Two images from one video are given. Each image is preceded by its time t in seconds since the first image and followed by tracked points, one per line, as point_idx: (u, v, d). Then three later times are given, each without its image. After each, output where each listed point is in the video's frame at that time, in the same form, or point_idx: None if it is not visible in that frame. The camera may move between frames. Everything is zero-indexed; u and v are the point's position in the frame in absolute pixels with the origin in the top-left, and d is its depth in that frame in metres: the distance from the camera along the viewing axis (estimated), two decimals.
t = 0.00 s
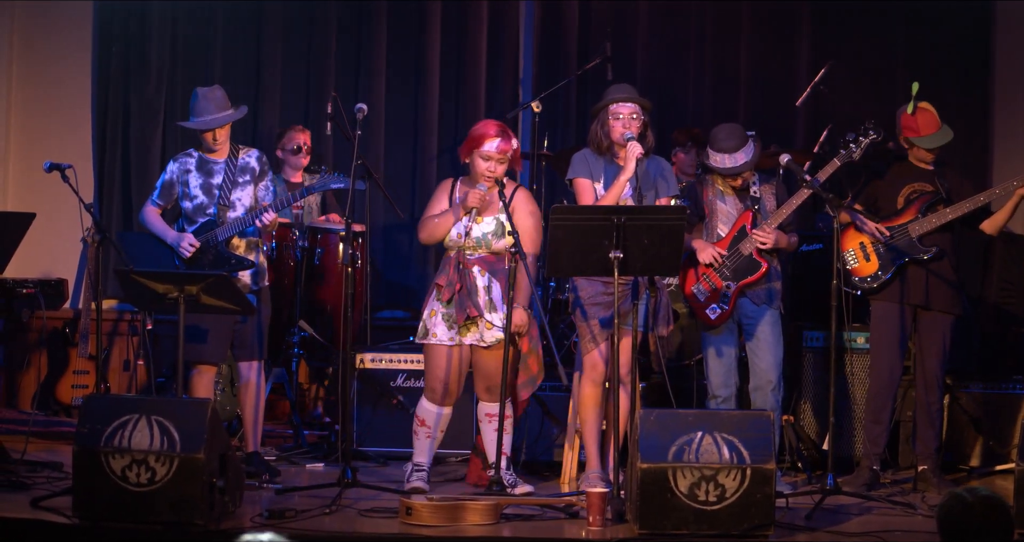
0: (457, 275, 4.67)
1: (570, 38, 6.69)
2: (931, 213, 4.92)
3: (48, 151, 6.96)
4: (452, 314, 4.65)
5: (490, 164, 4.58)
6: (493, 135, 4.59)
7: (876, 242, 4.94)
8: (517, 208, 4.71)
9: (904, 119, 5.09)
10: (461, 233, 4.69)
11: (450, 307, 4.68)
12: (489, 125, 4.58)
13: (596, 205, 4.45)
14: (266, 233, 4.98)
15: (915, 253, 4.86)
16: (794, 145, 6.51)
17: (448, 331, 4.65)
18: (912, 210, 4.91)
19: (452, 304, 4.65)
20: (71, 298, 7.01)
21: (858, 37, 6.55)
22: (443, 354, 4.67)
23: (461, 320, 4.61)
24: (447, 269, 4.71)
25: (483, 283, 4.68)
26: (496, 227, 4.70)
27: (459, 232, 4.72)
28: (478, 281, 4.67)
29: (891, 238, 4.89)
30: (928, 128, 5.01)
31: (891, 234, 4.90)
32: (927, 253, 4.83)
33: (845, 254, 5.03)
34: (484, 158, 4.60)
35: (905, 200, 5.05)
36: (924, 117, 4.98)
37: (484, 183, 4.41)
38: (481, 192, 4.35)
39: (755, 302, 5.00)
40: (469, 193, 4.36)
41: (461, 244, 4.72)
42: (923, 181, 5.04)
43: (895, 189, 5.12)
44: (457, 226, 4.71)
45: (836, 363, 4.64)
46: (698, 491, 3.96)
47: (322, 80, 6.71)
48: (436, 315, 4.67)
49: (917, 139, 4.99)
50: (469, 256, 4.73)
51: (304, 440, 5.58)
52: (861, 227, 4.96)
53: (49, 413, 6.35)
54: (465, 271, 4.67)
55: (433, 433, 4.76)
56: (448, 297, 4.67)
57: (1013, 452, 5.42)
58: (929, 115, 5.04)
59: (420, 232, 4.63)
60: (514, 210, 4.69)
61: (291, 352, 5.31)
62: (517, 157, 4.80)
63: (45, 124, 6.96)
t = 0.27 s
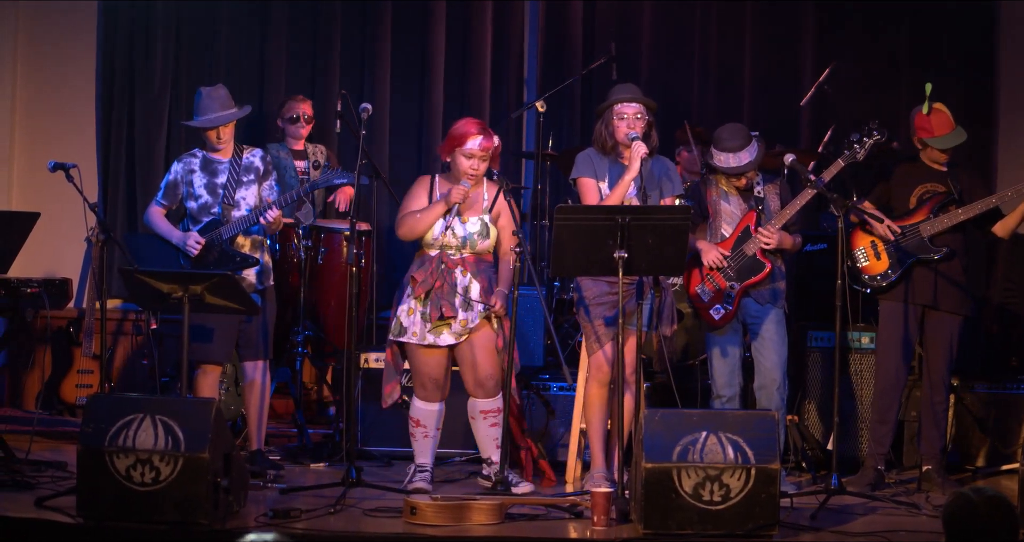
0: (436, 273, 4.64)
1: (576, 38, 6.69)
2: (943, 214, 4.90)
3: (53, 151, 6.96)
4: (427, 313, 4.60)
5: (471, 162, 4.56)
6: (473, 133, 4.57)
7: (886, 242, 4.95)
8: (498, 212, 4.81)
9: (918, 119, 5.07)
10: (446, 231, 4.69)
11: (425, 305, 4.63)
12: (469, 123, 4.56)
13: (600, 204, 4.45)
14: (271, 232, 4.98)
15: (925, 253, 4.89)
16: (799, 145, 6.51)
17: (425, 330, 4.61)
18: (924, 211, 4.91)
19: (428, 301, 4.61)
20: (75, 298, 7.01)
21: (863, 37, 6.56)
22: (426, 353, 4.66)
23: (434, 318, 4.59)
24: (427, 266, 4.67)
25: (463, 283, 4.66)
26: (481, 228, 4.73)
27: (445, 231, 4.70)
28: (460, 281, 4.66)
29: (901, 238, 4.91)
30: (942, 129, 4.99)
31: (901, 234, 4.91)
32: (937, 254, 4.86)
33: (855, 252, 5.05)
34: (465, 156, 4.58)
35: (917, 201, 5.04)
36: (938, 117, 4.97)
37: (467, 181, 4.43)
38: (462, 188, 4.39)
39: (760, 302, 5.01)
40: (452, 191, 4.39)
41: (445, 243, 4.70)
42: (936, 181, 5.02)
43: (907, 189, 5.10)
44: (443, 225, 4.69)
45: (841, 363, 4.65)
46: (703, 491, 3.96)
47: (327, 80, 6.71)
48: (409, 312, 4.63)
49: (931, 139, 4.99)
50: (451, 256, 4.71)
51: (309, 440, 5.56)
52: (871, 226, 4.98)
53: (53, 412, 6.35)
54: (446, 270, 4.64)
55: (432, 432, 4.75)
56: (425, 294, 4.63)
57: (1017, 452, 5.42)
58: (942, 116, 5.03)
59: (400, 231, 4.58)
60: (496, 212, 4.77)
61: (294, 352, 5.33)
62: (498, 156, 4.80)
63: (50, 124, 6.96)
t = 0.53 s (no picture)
0: (457, 279, 4.58)
1: (582, 37, 6.68)
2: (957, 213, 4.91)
3: (59, 151, 6.95)
4: (444, 318, 4.57)
5: (472, 168, 4.54)
6: (470, 140, 4.55)
7: (898, 241, 4.95)
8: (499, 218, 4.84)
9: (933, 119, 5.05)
10: (461, 242, 4.62)
11: (441, 310, 4.58)
12: (467, 130, 4.54)
13: (607, 204, 4.45)
14: (278, 232, 4.98)
15: (936, 253, 4.89)
16: (806, 144, 6.51)
17: (434, 334, 4.55)
18: (937, 210, 4.92)
19: (450, 308, 4.55)
20: (81, 297, 7.01)
21: (870, 37, 6.55)
22: (430, 356, 4.61)
23: (456, 326, 4.55)
24: (443, 272, 4.62)
25: (478, 288, 4.67)
26: (493, 235, 4.72)
27: (460, 241, 4.63)
28: (475, 286, 4.66)
29: (913, 237, 4.91)
30: (958, 129, 4.98)
31: (914, 233, 4.91)
32: (950, 253, 4.87)
33: (867, 250, 5.05)
34: (464, 164, 4.56)
35: (931, 200, 5.05)
36: (954, 117, 4.95)
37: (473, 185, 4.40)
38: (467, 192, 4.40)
39: (766, 301, 5.00)
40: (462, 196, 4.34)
41: (461, 251, 4.64)
42: (950, 181, 5.04)
43: (922, 187, 5.11)
44: (459, 236, 4.62)
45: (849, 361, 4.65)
46: (710, 490, 3.96)
47: (334, 79, 6.69)
48: (423, 317, 4.56)
49: (946, 139, 4.97)
50: (465, 261, 4.67)
51: (316, 439, 5.56)
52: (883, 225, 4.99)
53: (60, 412, 6.35)
54: (466, 276, 4.61)
55: (437, 432, 4.74)
56: (445, 300, 4.58)
57: None
58: (958, 116, 5.01)
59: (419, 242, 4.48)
60: (500, 217, 4.79)
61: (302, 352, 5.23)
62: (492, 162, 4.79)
63: (56, 124, 6.96)
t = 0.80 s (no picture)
0: (489, 274, 4.59)
1: (590, 37, 6.67)
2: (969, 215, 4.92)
3: (66, 150, 6.96)
4: (480, 314, 4.59)
5: (489, 161, 4.54)
6: (484, 133, 4.55)
7: (911, 242, 4.98)
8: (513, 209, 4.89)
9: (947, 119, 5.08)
10: (490, 234, 4.67)
11: (476, 307, 4.60)
12: (479, 124, 4.54)
13: (614, 204, 4.45)
14: (286, 232, 4.97)
15: (948, 253, 4.91)
16: (813, 144, 6.50)
17: (472, 331, 4.59)
18: (949, 211, 4.94)
19: (485, 304, 4.57)
20: (88, 297, 7.01)
21: (878, 37, 6.55)
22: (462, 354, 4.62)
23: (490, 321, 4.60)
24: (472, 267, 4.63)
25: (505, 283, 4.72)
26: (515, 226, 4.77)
27: (486, 233, 4.67)
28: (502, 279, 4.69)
29: (925, 238, 4.94)
30: (971, 131, 5.00)
31: (925, 234, 4.94)
32: (961, 254, 4.89)
33: (879, 250, 5.07)
34: (481, 157, 4.56)
35: (943, 200, 5.08)
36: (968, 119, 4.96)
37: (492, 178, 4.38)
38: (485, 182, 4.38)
39: (774, 301, 5.01)
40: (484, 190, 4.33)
41: (487, 243, 4.67)
42: (963, 181, 5.06)
43: (935, 186, 5.13)
44: (484, 228, 4.66)
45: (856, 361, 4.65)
46: (718, 490, 3.96)
47: (342, 79, 6.69)
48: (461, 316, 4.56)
49: (959, 141, 5.00)
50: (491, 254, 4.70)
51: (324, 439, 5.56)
52: (894, 226, 5.02)
53: (67, 412, 6.34)
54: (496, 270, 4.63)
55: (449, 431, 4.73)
56: (477, 297, 4.59)
57: None
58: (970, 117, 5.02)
59: (445, 235, 4.46)
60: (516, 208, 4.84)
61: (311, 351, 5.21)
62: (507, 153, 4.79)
63: (63, 124, 6.95)
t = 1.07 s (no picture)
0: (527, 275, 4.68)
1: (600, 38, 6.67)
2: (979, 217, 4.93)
3: (75, 152, 6.95)
4: (520, 314, 4.68)
5: (518, 163, 4.62)
6: (511, 135, 4.63)
7: (921, 244, 5.00)
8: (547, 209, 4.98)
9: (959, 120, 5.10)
10: (527, 234, 4.74)
11: (515, 308, 4.68)
12: (505, 126, 4.62)
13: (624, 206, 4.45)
14: (295, 234, 4.98)
15: (957, 255, 4.92)
16: (822, 145, 6.49)
17: (513, 332, 4.66)
18: (959, 213, 4.95)
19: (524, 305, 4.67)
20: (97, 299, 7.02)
21: (887, 38, 6.54)
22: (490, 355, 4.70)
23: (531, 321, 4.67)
24: (511, 269, 4.72)
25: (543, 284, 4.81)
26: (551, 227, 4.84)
27: (522, 235, 4.74)
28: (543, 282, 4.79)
29: (935, 240, 4.96)
30: (980, 133, 5.02)
31: (935, 236, 4.95)
32: (971, 256, 4.89)
33: (889, 251, 5.08)
34: (509, 160, 4.64)
35: (954, 201, 5.08)
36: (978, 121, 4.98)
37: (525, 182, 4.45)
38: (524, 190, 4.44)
39: (783, 303, 5.01)
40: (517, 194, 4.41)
41: (523, 245, 4.75)
42: (973, 184, 5.07)
43: (946, 188, 5.14)
44: (519, 231, 4.73)
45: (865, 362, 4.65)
46: (727, 492, 3.96)
47: (351, 80, 6.69)
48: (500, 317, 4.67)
49: (967, 143, 5.02)
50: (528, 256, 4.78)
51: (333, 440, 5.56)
52: (904, 228, 5.03)
53: (76, 414, 6.35)
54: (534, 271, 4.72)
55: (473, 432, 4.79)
56: (518, 298, 4.70)
57: None
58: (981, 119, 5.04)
59: (478, 242, 4.54)
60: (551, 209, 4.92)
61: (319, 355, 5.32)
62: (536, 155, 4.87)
63: (71, 125, 6.95)
